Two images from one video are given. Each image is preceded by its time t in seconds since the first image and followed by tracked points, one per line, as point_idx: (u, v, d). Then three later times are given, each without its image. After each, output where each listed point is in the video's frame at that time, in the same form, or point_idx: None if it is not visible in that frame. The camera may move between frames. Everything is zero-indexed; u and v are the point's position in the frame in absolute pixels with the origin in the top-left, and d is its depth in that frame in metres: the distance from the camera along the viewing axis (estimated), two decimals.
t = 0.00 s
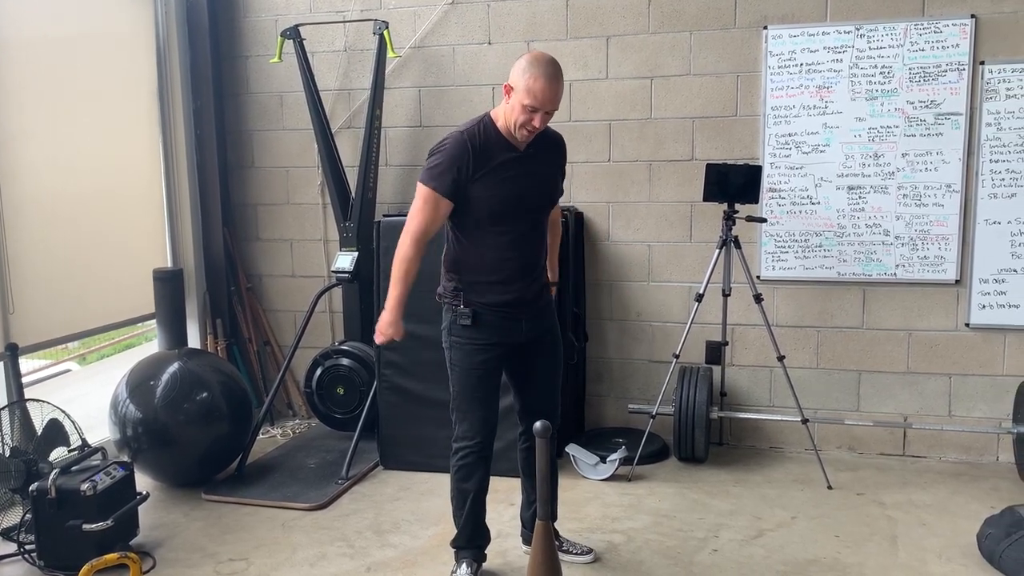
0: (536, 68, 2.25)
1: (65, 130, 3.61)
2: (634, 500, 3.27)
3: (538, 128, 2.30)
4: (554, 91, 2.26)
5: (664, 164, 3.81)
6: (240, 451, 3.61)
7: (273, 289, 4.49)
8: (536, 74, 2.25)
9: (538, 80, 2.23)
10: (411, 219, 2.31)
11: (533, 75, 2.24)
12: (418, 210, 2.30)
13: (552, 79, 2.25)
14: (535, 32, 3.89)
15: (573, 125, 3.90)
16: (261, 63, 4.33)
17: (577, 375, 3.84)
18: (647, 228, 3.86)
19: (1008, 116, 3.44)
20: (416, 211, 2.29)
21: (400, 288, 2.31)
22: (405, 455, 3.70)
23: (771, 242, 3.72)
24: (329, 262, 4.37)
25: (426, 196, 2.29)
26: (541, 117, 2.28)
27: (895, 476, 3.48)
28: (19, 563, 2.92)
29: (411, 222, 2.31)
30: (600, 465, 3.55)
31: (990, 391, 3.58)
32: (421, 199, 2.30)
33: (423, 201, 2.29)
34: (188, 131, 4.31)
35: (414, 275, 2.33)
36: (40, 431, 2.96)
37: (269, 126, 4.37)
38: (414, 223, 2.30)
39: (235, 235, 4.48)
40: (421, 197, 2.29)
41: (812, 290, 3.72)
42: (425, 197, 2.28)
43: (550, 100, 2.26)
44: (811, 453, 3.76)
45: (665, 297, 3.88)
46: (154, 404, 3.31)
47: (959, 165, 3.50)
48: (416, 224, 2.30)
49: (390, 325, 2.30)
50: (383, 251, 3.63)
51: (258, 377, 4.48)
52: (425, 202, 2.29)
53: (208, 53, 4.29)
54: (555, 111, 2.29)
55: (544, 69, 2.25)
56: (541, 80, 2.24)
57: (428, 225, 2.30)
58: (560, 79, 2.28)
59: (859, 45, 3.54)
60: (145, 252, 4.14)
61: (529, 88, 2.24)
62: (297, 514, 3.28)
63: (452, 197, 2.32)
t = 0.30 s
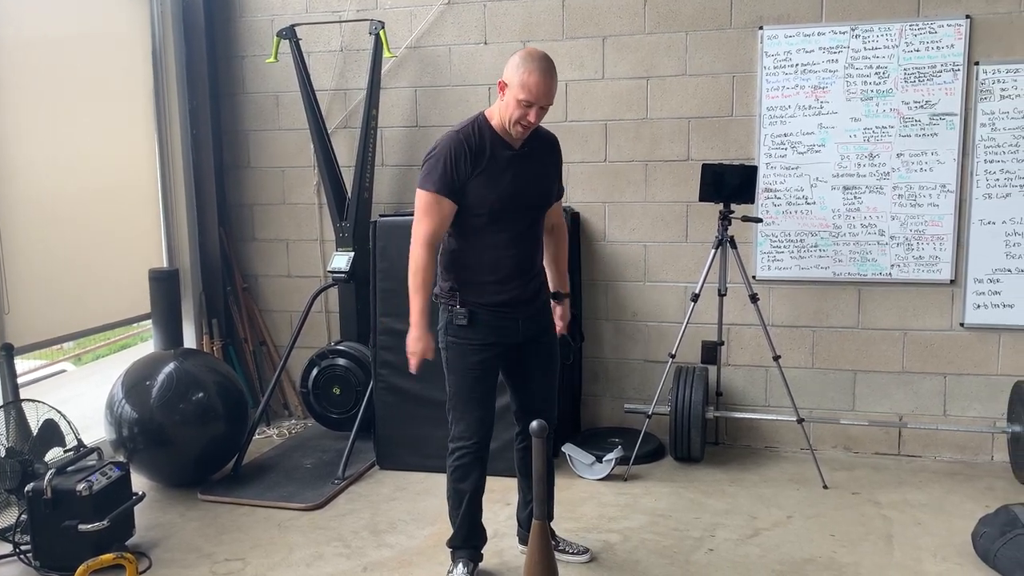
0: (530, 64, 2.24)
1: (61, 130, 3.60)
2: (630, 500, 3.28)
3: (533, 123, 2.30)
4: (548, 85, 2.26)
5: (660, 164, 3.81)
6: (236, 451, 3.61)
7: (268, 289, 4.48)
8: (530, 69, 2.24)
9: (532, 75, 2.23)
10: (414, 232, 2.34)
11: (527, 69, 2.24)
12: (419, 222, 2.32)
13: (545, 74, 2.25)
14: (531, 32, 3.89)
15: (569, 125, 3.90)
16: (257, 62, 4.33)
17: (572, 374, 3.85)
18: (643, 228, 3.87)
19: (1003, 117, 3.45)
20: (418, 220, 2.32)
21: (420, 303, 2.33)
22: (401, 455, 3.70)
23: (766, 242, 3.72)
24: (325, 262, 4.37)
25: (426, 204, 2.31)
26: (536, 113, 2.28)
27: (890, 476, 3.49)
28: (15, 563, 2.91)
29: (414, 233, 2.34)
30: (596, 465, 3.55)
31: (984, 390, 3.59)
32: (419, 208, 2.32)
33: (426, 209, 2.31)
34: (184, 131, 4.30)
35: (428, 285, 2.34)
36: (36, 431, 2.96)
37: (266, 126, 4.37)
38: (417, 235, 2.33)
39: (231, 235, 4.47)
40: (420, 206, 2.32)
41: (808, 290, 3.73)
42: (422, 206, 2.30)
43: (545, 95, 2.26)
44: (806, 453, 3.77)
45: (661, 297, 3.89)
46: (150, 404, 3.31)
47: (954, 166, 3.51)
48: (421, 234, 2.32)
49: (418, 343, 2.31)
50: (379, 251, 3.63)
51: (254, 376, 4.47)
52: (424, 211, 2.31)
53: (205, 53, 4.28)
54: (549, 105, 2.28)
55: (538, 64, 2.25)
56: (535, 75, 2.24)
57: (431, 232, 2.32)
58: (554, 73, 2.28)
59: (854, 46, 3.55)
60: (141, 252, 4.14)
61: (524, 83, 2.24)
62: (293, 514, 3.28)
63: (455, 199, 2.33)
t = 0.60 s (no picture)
0: (524, 62, 2.23)
1: (60, 129, 3.60)
2: (628, 499, 3.28)
3: (527, 120, 2.31)
4: (542, 83, 2.24)
5: (659, 163, 3.82)
6: (235, 450, 3.61)
7: (267, 289, 4.48)
8: (524, 67, 2.23)
9: (526, 74, 2.21)
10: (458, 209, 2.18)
11: (520, 68, 2.22)
12: (455, 198, 2.21)
13: (540, 72, 2.23)
14: (530, 32, 3.90)
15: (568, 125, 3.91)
16: (256, 62, 4.33)
17: (571, 373, 3.85)
18: (642, 228, 3.88)
19: (1000, 116, 3.46)
20: (458, 198, 2.19)
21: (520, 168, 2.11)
22: (400, 454, 3.71)
23: (765, 241, 3.73)
24: (324, 261, 4.37)
25: (457, 183, 2.22)
26: (530, 111, 2.28)
27: (888, 474, 3.50)
28: (14, 563, 2.91)
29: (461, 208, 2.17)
30: (595, 464, 3.56)
31: (982, 389, 3.60)
32: (450, 194, 2.22)
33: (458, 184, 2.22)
34: (183, 131, 4.30)
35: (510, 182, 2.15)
36: (35, 430, 2.96)
37: (264, 126, 4.37)
38: (462, 203, 2.18)
39: (229, 234, 4.47)
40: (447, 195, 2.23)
41: (806, 289, 3.73)
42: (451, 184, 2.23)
43: (539, 93, 2.25)
44: (805, 452, 3.78)
45: (659, 297, 3.90)
46: (148, 403, 3.31)
47: (951, 165, 3.52)
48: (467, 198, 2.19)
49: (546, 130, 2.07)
50: (378, 250, 3.63)
51: (252, 375, 4.47)
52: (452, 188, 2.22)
53: (203, 52, 4.28)
54: (544, 103, 2.28)
55: (533, 62, 2.23)
56: (529, 73, 2.22)
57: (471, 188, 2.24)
58: (548, 69, 2.25)
59: (852, 45, 3.55)
60: (140, 252, 4.14)
61: (518, 82, 2.23)
62: (293, 513, 3.28)
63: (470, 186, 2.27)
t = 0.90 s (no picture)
0: (524, 61, 2.24)
1: (60, 129, 3.61)
2: (626, 497, 3.29)
3: (529, 119, 2.31)
4: (543, 81, 2.26)
5: (657, 162, 3.83)
6: (233, 449, 3.61)
7: (266, 288, 4.49)
8: (524, 66, 2.24)
9: (527, 72, 2.22)
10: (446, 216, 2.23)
11: (520, 67, 2.23)
12: (442, 206, 2.24)
13: (540, 70, 2.25)
14: (528, 32, 3.91)
15: (566, 124, 3.92)
16: (255, 61, 4.34)
17: (569, 372, 3.86)
18: (640, 227, 3.89)
19: (997, 115, 3.47)
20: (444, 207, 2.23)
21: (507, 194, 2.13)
22: (399, 453, 3.71)
23: (762, 240, 3.74)
24: (323, 260, 4.38)
25: (445, 191, 2.25)
26: (532, 109, 2.29)
27: (885, 473, 3.51)
28: (14, 560, 2.92)
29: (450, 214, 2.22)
30: (592, 462, 3.57)
31: (978, 388, 3.61)
32: (438, 200, 2.26)
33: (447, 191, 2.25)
34: (181, 130, 4.31)
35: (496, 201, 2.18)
36: (35, 428, 2.97)
37: (263, 125, 4.38)
38: (448, 215, 2.22)
39: (228, 233, 4.48)
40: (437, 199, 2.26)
41: (803, 287, 3.74)
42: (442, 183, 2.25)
43: (540, 90, 2.26)
44: (802, 450, 3.79)
45: (657, 295, 3.91)
46: (148, 401, 3.31)
47: (948, 164, 3.53)
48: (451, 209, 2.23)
49: (538, 174, 2.05)
50: (376, 249, 3.64)
51: (251, 374, 4.48)
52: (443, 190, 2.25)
53: (202, 52, 4.29)
54: (545, 101, 2.29)
55: (533, 60, 2.24)
56: (530, 71, 2.23)
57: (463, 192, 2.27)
58: (548, 67, 2.26)
59: (849, 45, 3.56)
60: (140, 251, 4.15)
61: (519, 80, 2.24)
62: (291, 511, 3.29)
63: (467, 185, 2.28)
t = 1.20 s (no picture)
0: (532, 66, 2.26)
1: (60, 129, 3.62)
2: (625, 497, 3.30)
3: (536, 124, 2.32)
4: (549, 88, 2.27)
5: (656, 163, 3.83)
6: (233, 449, 3.62)
7: (266, 288, 4.50)
8: (532, 72, 2.26)
9: (534, 79, 2.24)
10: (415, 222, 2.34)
11: (528, 73, 2.25)
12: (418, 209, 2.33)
13: (547, 77, 2.27)
14: (528, 33, 3.91)
15: (566, 125, 3.92)
16: (255, 62, 4.34)
17: (569, 373, 3.86)
18: (639, 228, 3.89)
19: (996, 116, 3.47)
20: (417, 215, 2.33)
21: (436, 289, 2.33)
22: (398, 454, 3.72)
23: (761, 241, 3.75)
24: (323, 260, 4.39)
25: (423, 200, 2.33)
26: (539, 115, 2.30)
27: (884, 473, 3.51)
28: (14, 561, 2.93)
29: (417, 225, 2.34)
30: (591, 462, 3.57)
31: (977, 389, 3.62)
32: (419, 201, 2.33)
33: (425, 203, 2.32)
34: (181, 130, 4.31)
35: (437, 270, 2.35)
36: (35, 429, 2.97)
37: (263, 126, 4.38)
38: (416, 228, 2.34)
39: (228, 234, 4.48)
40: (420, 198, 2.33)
41: (802, 288, 3.75)
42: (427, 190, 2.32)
43: (547, 96, 2.27)
44: (801, 451, 3.79)
45: (656, 296, 3.91)
46: (148, 402, 3.32)
47: (947, 165, 3.53)
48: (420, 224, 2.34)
49: (445, 330, 2.33)
50: (376, 250, 3.65)
51: (251, 374, 4.48)
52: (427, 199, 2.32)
53: (202, 53, 4.29)
54: (552, 107, 2.30)
55: (539, 66, 2.27)
56: (538, 77, 2.25)
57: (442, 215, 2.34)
58: (555, 74, 2.29)
59: (848, 46, 3.57)
60: (139, 251, 4.15)
61: (526, 86, 2.25)
62: (291, 512, 3.29)
63: (453, 195, 2.34)
